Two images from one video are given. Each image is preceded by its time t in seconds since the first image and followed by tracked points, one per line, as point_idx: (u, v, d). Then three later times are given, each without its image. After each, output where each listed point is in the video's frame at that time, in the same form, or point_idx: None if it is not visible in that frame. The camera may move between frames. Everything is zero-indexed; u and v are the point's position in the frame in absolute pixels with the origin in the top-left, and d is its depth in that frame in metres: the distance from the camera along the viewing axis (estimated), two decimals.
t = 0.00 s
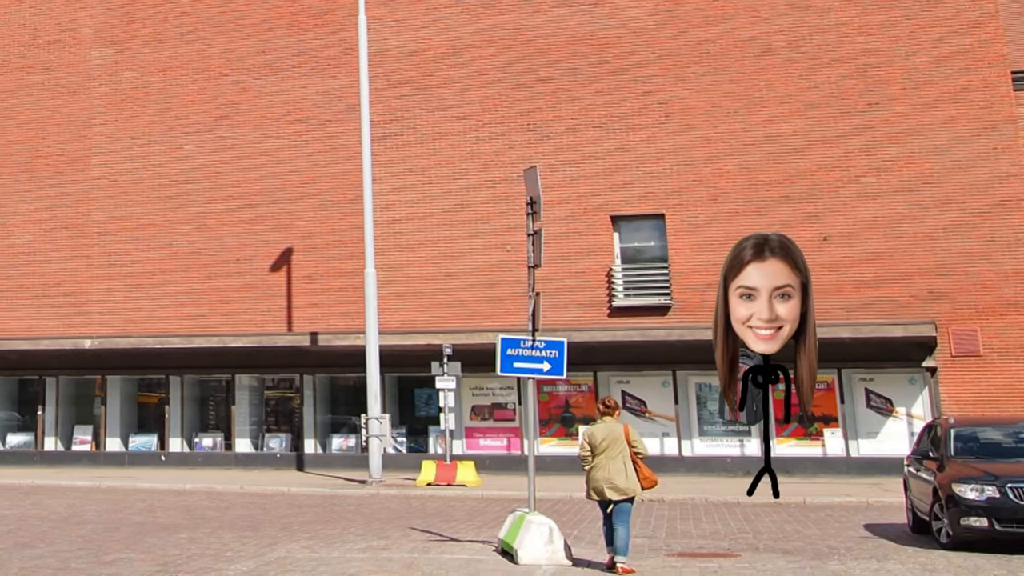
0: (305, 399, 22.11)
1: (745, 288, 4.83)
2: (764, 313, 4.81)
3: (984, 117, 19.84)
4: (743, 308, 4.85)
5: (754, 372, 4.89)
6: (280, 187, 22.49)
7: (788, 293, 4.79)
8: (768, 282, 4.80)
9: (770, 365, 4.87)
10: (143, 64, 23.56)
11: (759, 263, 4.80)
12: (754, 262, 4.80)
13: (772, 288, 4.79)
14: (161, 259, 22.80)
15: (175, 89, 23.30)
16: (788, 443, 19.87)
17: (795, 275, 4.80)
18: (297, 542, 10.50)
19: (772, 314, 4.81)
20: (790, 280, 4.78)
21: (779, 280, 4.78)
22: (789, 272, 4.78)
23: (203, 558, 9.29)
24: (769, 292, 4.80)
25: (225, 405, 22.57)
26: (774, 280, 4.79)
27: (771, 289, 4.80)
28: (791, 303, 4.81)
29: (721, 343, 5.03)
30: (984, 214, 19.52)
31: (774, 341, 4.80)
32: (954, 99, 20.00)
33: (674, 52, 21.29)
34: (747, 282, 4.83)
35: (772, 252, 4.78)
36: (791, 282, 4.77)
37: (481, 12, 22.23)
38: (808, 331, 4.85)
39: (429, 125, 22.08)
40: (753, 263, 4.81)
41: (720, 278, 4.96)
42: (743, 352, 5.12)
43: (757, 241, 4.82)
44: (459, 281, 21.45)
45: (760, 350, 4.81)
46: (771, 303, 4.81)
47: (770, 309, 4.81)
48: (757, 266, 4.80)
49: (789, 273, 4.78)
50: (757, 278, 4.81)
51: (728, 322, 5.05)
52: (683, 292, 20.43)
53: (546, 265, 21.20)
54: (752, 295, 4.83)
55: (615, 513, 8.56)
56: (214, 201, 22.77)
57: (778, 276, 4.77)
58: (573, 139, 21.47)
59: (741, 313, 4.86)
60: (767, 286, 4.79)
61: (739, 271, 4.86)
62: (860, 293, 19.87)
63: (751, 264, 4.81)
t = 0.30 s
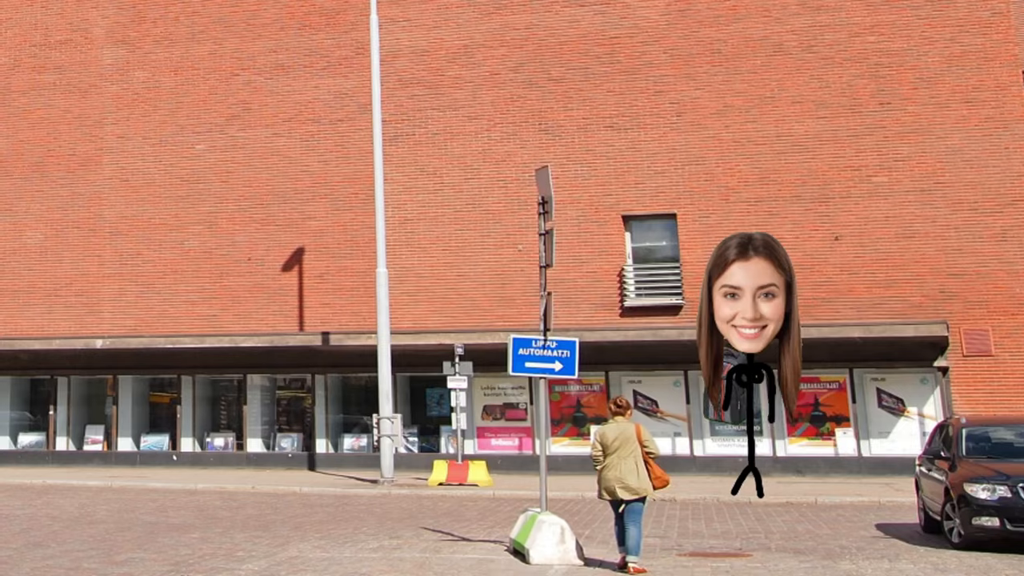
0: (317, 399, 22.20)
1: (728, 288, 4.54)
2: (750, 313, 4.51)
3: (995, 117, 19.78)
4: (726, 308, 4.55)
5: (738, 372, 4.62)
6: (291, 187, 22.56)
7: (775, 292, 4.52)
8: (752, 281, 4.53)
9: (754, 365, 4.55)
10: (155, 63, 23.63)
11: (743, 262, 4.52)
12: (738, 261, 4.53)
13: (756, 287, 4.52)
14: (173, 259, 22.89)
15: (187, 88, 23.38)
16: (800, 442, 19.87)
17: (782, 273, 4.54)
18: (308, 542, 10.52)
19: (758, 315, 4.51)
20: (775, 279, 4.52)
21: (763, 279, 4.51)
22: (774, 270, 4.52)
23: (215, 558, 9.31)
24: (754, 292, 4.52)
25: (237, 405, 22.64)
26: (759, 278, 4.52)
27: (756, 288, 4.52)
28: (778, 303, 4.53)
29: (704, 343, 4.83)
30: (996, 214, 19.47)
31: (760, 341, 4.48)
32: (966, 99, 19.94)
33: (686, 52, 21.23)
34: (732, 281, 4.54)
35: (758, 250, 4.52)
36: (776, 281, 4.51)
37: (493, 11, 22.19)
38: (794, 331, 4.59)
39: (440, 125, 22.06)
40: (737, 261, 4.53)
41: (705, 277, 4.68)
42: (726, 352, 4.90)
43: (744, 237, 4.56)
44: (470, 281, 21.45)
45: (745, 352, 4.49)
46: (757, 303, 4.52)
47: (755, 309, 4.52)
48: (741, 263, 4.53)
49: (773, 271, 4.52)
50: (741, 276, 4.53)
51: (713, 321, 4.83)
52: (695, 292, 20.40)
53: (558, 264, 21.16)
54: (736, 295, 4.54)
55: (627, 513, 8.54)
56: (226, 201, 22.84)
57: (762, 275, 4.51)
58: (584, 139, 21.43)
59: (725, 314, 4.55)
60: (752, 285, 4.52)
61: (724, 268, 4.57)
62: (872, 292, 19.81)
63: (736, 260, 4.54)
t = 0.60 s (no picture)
0: (328, 399, 22.27)
1: (712, 287, 4.71)
2: (733, 312, 4.68)
3: (1007, 116, 19.71)
4: (709, 308, 4.71)
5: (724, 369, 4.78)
6: (303, 186, 22.62)
7: (758, 290, 4.69)
8: (735, 280, 4.71)
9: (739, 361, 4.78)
10: (166, 63, 23.69)
11: (727, 260, 4.70)
12: (721, 260, 4.71)
13: (740, 287, 4.70)
14: (185, 259, 22.97)
15: (199, 88, 23.45)
16: (811, 442, 19.80)
17: (767, 270, 4.72)
18: (320, 542, 10.53)
19: (742, 314, 4.67)
20: (758, 278, 4.69)
21: (747, 278, 4.69)
22: (758, 266, 4.70)
23: (227, 558, 9.32)
24: (738, 290, 4.70)
25: (249, 404, 22.71)
26: (743, 276, 4.70)
27: (740, 286, 4.70)
28: (763, 302, 4.70)
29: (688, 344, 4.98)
30: (1008, 214, 19.41)
31: (744, 341, 4.63)
32: (978, 99, 19.87)
33: (697, 52, 21.16)
34: (716, 280, 4.71)
35: (741, 250, 4.70)
36: (759, 280, 4.69)
37: (504, 11, 22.14)
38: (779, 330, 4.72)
39: (452, 125, 22.04)
40: (720, 261, 4.71)
41: (689, 278, 4.86)
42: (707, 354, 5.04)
43: (727, 236, 4.72)
44: (482, 280, 21.45)
45: (730, 350, 4.64)
46: (741, 302, 4.69)
47: (739, 309, 4.68)
48: (725, 262, 4.70)
49: (757, 270, 4.69)
50: (725, 275, 4.71)
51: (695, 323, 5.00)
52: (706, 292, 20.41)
53: (569, 264, 21.12)
54: (720, 294, 4.71)
55: (638, 513, 8.51)
56: (238, 201, 22.92)
57: (746, 274, 4.69)
58: (596, 139, 21.39)
59: (708, 313, 4.71)
60: (736, 283, 4.70)
61: (707, 268, 4.75)
62: (883, 292, 19.77)
63: (720, 259, 4.72)
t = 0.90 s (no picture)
0: (340, 398, 22.34)
1: (696, 286, 4.38)
2: (717, 312, 4.33)
3: (1019, 116, 19.66)
4: (693, 307, 4.38)
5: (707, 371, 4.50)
6: (314, 186, 22.68)
7: (744, 290, 4.35)
8: (720, 279, 4.37)
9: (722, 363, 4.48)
10: (179, 63, 23.78)
11: (711, 259, 4.37)
12: (706, 259, 4.38)
13: (725, 286, 4.36)
14: (197, 259, 23.06)
15: (211, 88, 23.53)
16: (823, 442, 19.72)
17: (751, 269, 4.38)
18: (331, 542, 10.54)
19: (726, 314, 4.33)
20: (743, 277, 4.35)
21: (732, 277, 4.35)
22: (742, 266, 4.37)
23: (238, 558, 9.34)
24: (722, 290, 4.36)
25: (260, 404, 22.80)
26: (727, 274, 4.36)
27: (725, 286, 4.36)
28: (747, 302, 4.36)
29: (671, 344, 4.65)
30: (1020, 214, 19.35)
31: (728, 342, 4.30)
32: (990, 99, 19.82)
33: (709, 51, 21.10)
34: (700, 280, 4.38)
35: (726, 248, 4.36)
36: (744, 279, 4.35)
37: (516, 11, 22.12)
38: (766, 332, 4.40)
39: (463, 124, 22.03)
40: (704, 259, 4.38)
41: (673, 277, 4.53)
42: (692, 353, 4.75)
43: (711, 234, 4.40)
44: (493, 280, 21.45)
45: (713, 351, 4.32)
46: (725, 301, 4.36)
47: (723, 308, 4.34)
48: (709, 261, 4.38)
49: (742, 269, 4.37)
50: (709, 274, 4.38)
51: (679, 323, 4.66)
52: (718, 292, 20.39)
53: (581, 264, 21.09)
54: (704, 293, 4.38)
55: (650, 512, 8.47)
56: (250, 201, 22.99)
57: (730, 272, 4.35)
58: (607, 138, 21.34)
59: (692, 312, 4.37)
60: (720, 282, 4.36)
61: (691, 267, 4.43)
62: (895, 292, 19.70)
63: (704, 258, 4.39)
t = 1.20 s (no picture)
0: (352, 398, 22.39)
1: (678, 285, 3.85)
2: (701, 311, 3.77)
3: None
4: (676, 307, 3.83)
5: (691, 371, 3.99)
6: (325, 186, 22.74)
7: (730, 289, 3.79)
8: (704, 278, 3.81)
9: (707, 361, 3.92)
10: (191, 63, 23.87)
11: (696, 258, 3.84)
12: (690, 257, 3.86)
13: (709, 285, 3.80)
14: (209, 258, 23.15)
15: (223, 88, 23.61)
16: (835, 442, 19.62)
17: (735, 268, 3.84)
18: (342, 541, 10.54)
19: (711, 313, 3.77)
20: (728, 275, 3.81)
21: (716, 276, 3.80)
22: (726, 264, 3.82)
23: (250, 558, 9.36)
24: (707, 290, 3.81)
25: (272, 404, 22.87)
26: (712, 272, 3.81)
27: (710, 284, 3.81)
28: (734, 301, 3.79)
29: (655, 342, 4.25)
30: None
31: (713, 340, 3.73)
32: (1001, 98, 19.72)
33: (720, 51, 21.04)
34: (683, 279, 3.85)
35: (710, 245, 3.83)
36: (729, 278, 3.80)
37: (527, 11, 22.10)
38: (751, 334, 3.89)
39: (475, 124, 22.02)
40: (688, 257, 3.86)
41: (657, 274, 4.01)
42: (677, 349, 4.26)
43: (695, 232, 3.88)
44: (505, 280, 21.43)
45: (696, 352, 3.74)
46: (709, 300, 3.80)
47: (708, 308, 3.77)
48: (693, 260, 3.85)
49: (727, 268, 3.82)
50: (693, 273, 3.84)
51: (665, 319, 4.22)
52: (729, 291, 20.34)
53: (592, 264, 21.04)
54: (687, 292, 3.84)
55: (661, 512, 8.44)
56: (261, 200, 23.06)
57: (714, 271, 3.81)
58: (619, 138, 21.29)
59: (676, 312, 3.82)
60: (705, 281, 3.81)
61: (675, 265, 3.89)
62: (906, 292, 19.61)
63: (688, 256, 3.87)
